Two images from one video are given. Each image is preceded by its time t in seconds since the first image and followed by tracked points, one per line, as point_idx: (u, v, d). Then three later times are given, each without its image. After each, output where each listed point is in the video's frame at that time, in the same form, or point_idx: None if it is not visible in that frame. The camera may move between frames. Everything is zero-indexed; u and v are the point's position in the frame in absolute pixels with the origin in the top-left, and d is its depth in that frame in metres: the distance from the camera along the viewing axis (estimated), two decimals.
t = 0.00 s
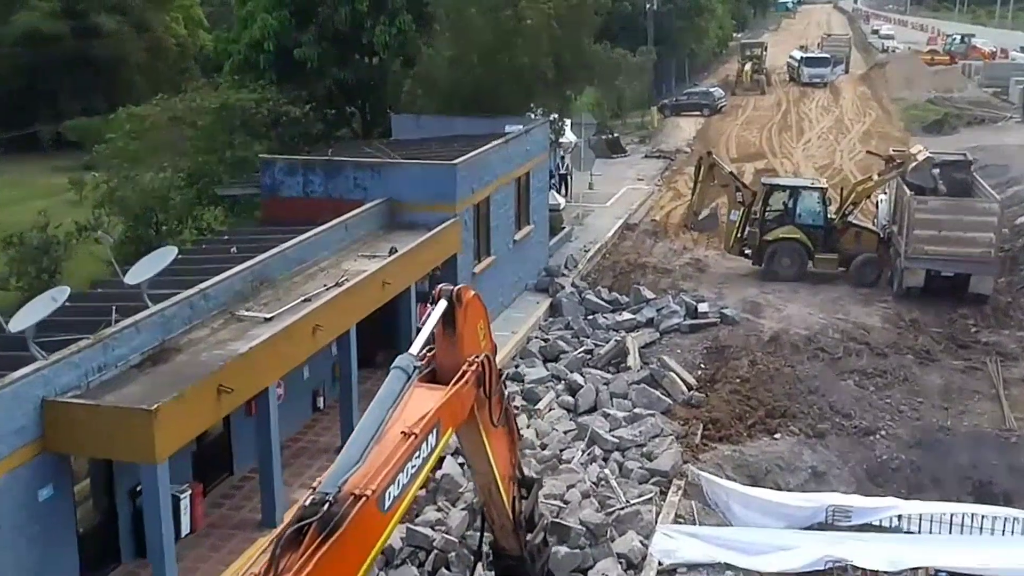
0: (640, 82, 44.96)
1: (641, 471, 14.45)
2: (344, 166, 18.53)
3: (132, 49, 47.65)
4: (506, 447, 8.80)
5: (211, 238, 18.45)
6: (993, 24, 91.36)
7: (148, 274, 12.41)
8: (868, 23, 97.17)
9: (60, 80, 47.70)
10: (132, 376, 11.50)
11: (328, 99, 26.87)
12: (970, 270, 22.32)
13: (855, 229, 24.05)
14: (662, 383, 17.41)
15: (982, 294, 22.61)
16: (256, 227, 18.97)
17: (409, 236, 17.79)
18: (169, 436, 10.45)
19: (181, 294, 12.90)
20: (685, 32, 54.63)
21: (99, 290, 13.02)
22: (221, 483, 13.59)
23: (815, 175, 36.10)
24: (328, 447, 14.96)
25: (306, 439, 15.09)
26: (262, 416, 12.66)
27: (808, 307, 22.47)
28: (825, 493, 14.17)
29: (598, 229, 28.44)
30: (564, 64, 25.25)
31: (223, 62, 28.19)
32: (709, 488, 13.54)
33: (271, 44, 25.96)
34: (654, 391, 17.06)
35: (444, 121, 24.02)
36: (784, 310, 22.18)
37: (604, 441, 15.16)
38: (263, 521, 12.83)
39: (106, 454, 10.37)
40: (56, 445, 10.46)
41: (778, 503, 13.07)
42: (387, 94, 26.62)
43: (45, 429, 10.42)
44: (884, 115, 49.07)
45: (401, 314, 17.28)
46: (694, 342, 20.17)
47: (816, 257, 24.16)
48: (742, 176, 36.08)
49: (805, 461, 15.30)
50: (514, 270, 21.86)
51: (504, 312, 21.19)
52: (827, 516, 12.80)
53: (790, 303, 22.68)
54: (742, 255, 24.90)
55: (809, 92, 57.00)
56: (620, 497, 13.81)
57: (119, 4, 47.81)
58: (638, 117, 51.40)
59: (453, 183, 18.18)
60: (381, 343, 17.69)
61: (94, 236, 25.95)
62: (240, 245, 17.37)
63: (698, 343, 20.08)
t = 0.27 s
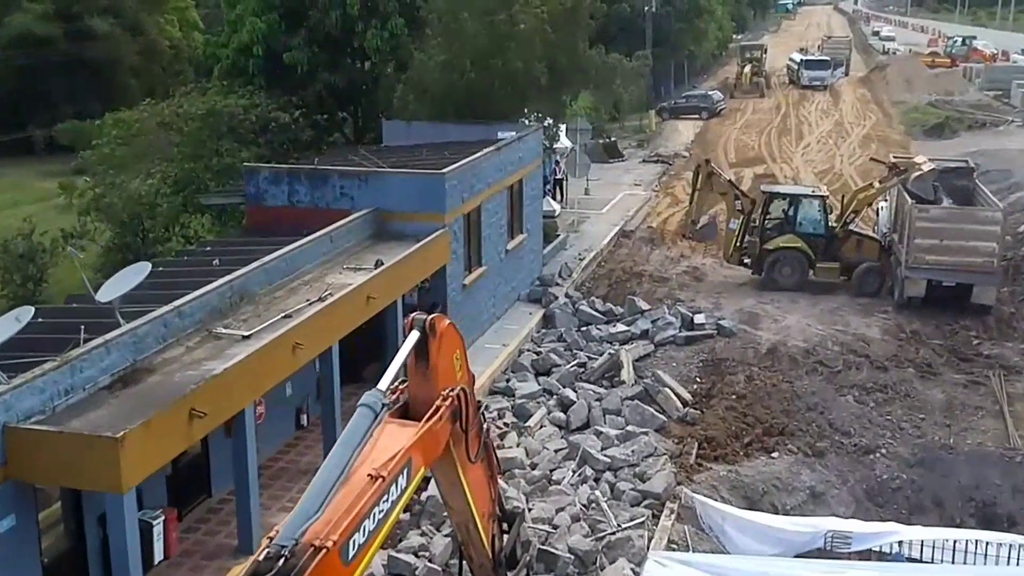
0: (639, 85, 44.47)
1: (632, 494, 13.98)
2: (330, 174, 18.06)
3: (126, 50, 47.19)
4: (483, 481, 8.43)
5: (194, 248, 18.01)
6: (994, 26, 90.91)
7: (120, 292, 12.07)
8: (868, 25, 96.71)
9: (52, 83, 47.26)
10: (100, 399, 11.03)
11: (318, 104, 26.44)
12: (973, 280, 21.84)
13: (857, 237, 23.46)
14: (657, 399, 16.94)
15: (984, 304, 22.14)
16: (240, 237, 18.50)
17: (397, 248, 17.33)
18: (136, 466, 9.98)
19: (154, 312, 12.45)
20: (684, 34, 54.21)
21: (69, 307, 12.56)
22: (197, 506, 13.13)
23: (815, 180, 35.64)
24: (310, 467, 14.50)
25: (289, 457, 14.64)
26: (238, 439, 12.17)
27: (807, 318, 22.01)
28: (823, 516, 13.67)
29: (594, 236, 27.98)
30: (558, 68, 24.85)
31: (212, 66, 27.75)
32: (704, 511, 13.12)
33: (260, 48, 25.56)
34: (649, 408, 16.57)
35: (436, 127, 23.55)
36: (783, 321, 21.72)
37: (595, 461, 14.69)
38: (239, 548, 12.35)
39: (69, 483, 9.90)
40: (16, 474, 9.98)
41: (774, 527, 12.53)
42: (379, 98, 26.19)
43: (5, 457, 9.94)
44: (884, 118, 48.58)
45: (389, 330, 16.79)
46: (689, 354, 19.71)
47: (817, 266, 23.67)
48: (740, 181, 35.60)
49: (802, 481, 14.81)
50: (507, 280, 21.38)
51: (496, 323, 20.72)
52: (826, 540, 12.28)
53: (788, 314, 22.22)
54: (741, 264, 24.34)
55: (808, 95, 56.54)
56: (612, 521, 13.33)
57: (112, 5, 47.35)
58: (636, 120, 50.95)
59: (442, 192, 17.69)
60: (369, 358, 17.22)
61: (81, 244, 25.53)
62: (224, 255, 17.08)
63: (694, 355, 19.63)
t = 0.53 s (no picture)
0: (637, 88, 44.05)
1: (626, 517, 13.53)
2: (317, 184, 17.63)
3: (119, 52, 46.76)
4: (454, 517, 8.20)
5: (178, 260, 17.60)
6: (995, 28, 90.51)
7: (94, 310, 11.67)
8: (869, 27, 96.27)
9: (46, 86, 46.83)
10: (70, 423, 10.60)
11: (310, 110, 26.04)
12: (977, 291, 21.38)
13: (860, 246, 22.98)
14: (652, 415, 16.50)
15: (988, 315, 21.70)
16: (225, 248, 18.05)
17: (385, 260, 16.90)
18: (104, 497, 9.54)
19: (130, 331, 11.99)
20: (683, 37, 53.77)
21: (42, 326, 12.12)
22: (176, 532, 12.70)
23: (815, 186, 35.20)
24: (294, 488, 14.07)
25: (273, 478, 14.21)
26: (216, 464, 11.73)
27: (807, 329, 21.59)
28: (823, 542, 13.21)
29: (592, 243, 27.54)
30: (552, 73, 24.50)
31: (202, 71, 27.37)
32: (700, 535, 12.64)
33: (250, 53, 25.20)
34: (644, 425, 16.12)
35: (429, 134, 23.12)
36: (782, 333, 21.29)
37: (588, 482, 14.25)
38: None
39: (34, 516, 9.45)
40: None
41: (773, 553, 12.03)
42: (372, 104, 25.78)
43: None
44: (885, 122, 48.15)
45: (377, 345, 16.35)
46: (686, 367, 19.28)
47: (819, 276, 23.21)
48: (740, 187, 35.16)
49: (802, 502, 14.37)
50: (500, 291, 20.93)
51: (489, 336, 20.28)
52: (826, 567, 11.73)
53: (788, 325, 21.79)
54: (742, 274, 23.88)
55: (809, 98, 56.11)
56: (605, 546, 12.89)
57: (106, 8, 46.98)
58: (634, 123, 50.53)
59: (433, 203, 17.25)
60: (357, 373, 16.78)
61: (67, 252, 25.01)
62: (208, 268, 16.64)
63: (692, 369, 19.20)
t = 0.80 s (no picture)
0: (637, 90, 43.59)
1: (623, 540, 13.07)
2: (307, 193, 17.18)
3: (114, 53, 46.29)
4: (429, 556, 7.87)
5: (163, 271, 17.16)
6: (997, 27, 89.95)
7: (69, 328, 11.22)
8: (870, 26, 95.76)
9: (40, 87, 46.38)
10: (41, 449, 10.15)
11: (303, 114, 25.59)
12: (984, 299, 20.92)
13: (866, 254, 22.54)
14: (650, 431, 16.03)
15: (994, 324, 21.22)
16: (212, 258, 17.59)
17: (376, 270, 16.44)
18: (72, 530, 9.08)
19: (107, 349, 11.52)
20: (684, 37, 53.28)
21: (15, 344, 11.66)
22: (155, 557, 12.24)
23: (817, 189, 34.74)
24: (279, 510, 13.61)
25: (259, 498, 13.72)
26: (195, 488, 11.28)
27: (809, 339, 21.13)
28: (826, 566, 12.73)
29: (591, 248, 27.09)
30: (549, 76, 24.06)
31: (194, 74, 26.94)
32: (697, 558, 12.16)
33: (242, 56, 24.76)
34: (642, 442, 15.65)
35: (424, 140, 22.68)
36: (784, 342, 20.84)
37: (584, 502, 13.78)
38: None
39: None
40: None
41: None
42: (366, 108, 25.32)
43: None
44: (887, 124, 47.66)
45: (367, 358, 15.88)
46: (686, 379, 18.81)
47: (824, 283, 22.79)
48: (741, 190, 34.69)
49: (804, 523, 13.90)
50: (495, 300, 20.47)
51: (484, 346, 19.83)
52: None
53: (789, 334, 21.33)
54: (745, 281, 23.44)
55: (810, 99, 55.63)
56: (600, 571, 12.42)
57: (100, 9, 46.55)
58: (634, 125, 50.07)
59: (425, 211, 16.78)
60: (347, 387, 16.31)
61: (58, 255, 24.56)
62: (195, 278, 16.12)
63: (692, 380, 18.72)
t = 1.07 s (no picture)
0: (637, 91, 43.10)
1: (621, 563, 12.60)
2: (297, 200, 16.71)
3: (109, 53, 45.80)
4: None
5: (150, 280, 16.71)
6: (999, 26, 89.42)
7: (44, 346, 10.74)
8: (871, 26, 95.17)
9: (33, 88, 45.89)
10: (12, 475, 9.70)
11: (296, 117, 25.13)
12: (992, 307, 20.43)
13: (872, 260, 22.08)
14: (650, 445, 15.56)
15: (1002, 333, 20.75)
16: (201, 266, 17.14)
17: (368, 280, 15.97)
18: (40, 564, 8.60)
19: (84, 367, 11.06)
20: (684, 37, 52.77)
21: None
22: None
23: (819, 192, 34.28)
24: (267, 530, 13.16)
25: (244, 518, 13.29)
26: (175, 515, 10.79)
27: (813, 348, 20.69)
28: None
29: (590, 254, 26.63)
30: (547, 78, 23.56)
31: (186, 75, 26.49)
32: None
33: (234, 58, 24.31)
34: (642, 458, 15.18)
35: (419, 144, 22.20)
36: (787, 351, 20.38)
37: (581, 522, 13.32)
38: None
39: None
40: None
41: None
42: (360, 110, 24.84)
43: None
44: (890, 125, 47.15)
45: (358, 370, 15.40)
46: (687, 390, 18.34)
47: (830, 290, 22.30)
48: (742, 193, 34.22)
49: (809, 543, 13.44)
50: (492, 308, 20.00)
51: (480, 356, 19.38)
52: None
53: (792, 343, 20.88)
54: (748, 287, 23.04)
55: (812, 99, 55.13)
56: None
57: (95, 9, 46.07)
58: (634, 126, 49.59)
59: (419, 219, 16.28)
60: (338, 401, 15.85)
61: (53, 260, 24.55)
62: (182, 289, 15.59)
63: (693, 392, 18.25)
